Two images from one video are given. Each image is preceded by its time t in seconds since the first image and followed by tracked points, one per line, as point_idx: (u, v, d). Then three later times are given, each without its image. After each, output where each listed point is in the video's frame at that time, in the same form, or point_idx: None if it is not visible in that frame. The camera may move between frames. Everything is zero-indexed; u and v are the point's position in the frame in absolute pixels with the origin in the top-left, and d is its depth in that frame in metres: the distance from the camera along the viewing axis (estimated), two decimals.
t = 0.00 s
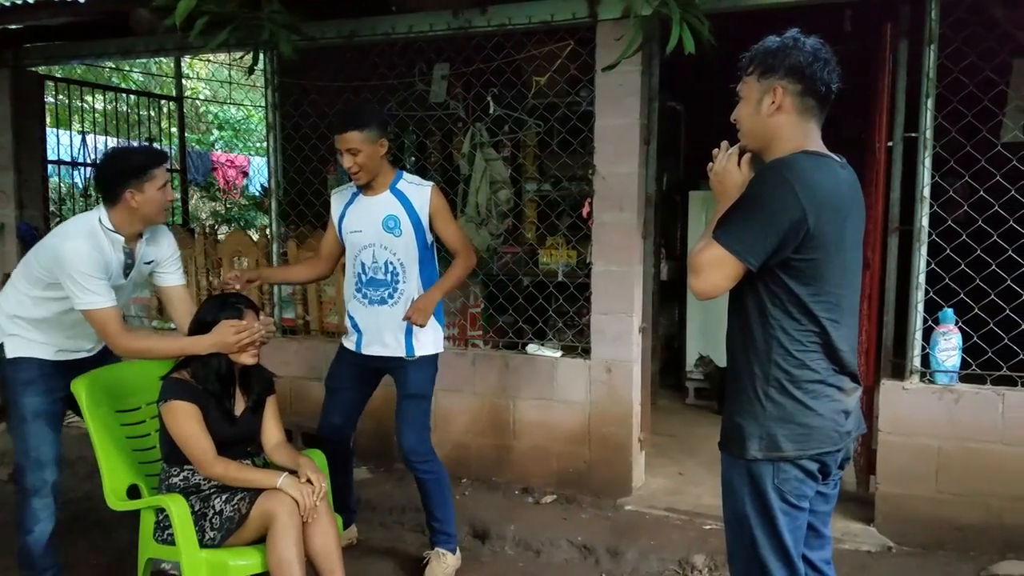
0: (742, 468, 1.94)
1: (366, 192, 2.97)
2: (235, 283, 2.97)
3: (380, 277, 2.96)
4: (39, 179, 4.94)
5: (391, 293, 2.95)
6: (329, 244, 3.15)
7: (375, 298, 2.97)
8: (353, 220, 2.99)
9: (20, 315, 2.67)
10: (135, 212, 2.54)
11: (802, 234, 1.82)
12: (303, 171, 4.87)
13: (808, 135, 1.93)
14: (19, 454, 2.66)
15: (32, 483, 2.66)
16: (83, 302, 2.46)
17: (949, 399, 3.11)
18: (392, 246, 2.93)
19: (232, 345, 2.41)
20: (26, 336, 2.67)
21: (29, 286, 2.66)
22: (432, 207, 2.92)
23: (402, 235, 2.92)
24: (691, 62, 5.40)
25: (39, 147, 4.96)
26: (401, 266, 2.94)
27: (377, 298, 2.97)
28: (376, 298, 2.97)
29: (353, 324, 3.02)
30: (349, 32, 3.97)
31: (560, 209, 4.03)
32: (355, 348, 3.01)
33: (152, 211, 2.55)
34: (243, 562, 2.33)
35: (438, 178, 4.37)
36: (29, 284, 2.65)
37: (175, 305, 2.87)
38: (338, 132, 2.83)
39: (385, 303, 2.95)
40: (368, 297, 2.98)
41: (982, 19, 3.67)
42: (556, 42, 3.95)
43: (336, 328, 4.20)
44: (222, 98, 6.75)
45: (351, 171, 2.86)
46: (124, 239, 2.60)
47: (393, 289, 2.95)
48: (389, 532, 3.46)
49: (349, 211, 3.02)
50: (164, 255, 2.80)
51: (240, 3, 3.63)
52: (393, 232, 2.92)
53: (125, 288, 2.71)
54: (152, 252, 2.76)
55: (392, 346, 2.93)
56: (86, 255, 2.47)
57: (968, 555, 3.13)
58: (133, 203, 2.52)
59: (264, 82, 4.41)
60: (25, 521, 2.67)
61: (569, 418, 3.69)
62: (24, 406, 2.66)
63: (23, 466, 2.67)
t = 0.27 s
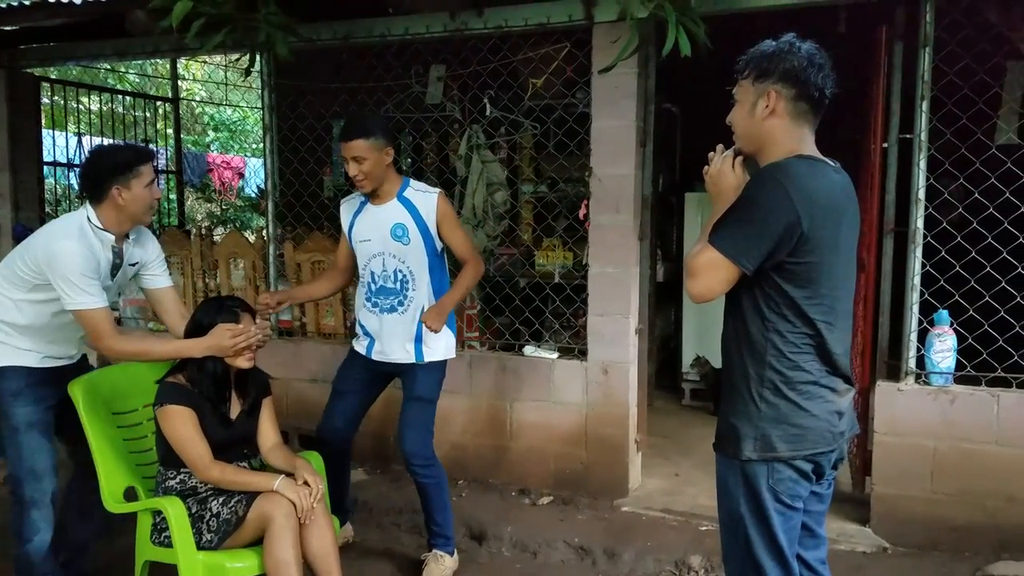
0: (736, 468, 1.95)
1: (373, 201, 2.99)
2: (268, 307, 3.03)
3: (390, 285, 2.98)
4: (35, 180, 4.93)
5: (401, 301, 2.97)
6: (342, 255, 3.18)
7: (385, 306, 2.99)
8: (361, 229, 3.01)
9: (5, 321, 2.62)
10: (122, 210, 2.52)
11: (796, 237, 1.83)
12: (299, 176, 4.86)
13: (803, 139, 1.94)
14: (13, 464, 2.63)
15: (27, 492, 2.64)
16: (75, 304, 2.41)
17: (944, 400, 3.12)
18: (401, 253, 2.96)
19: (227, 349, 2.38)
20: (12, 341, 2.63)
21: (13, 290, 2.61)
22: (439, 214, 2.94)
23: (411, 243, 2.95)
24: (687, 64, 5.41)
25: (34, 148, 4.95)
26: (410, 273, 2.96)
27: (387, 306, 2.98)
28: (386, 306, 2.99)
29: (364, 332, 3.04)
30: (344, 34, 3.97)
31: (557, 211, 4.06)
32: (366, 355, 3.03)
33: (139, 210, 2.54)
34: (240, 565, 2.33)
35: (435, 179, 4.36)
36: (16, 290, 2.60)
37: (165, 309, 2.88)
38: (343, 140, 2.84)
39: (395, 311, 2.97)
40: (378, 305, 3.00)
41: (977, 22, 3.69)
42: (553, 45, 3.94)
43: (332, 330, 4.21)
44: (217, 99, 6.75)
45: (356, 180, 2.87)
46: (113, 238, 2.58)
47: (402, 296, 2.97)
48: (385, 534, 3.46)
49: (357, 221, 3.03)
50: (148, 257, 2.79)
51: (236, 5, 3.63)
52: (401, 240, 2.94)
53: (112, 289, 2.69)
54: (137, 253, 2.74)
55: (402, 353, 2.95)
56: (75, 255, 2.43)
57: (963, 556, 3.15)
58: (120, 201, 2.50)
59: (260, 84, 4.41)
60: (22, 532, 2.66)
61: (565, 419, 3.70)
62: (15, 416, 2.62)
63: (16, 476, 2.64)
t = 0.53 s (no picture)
0: (731, 469, 1.95)
1: (375, 207, 3.01)
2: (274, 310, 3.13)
3: (390, 292, 2.99)
4: (33, 183, 4.94)
5: (400, 308, 2.97)
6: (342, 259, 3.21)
7: (384, 312, 2.99)
8: (362, 235, 3.02)
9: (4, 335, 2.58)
10: (120, 216, 2.51)
11: (788, 239, 1.84)
12: (297, 176, 4.88)
13: (796, 144, 1.95)
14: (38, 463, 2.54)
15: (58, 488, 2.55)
16: (72, 313, 2.41)
17: (940, 402, 3.13)
18: (402, 261, 2.96)
19: (225, 354, 2.39)
20: (12, 356, 2.58)
21: (11, 303, 2.57)
22: (440, 222, 2.96)
23: (412, 252, 2.95)
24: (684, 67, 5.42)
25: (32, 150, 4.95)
26: (410, 281, 2.97)
27: (386, 313, 2.99)
28: (386, 313, 2.99)
29: (363, 337, 3.05)
30: (342, 36, 3.96)
31: (555, 213, 4.06)
32: (364, 361, 3.04)
33: (139, 215, 2.53)
34: (238, 567, 2.34)
35: (431, 181, 4.42)
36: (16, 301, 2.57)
37: (161, 318, 2.88)
38: (347, 147, 2.86)
39: (394, 318, 2.97)
40: (377, 311, 3.01)
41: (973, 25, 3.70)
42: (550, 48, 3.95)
43: (330, 332, 4.21)
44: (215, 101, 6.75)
45: (360, 187, 2.89)
46: (111, 246, 2.57)
47: (401, 304, 2.97)
48: (383, 536, 3.47)
49: (359, 226, 3.04)
50: (142, 264, 2.78)
51: (234, 8, 3.63)
52: (402, 248, 2.95)
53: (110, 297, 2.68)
54: (131, 261, 2.74)
55: (400, 360, 2.96)
56: (74, 264, 2.41)
57: (959, 557, 3.15)
58: (117, 206, 2.49)
59: (257, 86, 4.41)
60: (58, 532, 2.56)
61: (563, 421, 3.71)
62: (34, 417, 2.53)
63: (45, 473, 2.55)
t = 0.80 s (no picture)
0: (731, 469, 1.96)
1: (365, 206, 3.01)
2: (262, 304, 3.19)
3: (378, 289, 3.00)
4: (34, 184, 4.94)
5: (388, 306, 2.98)
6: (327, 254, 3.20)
7: (372, 309, 3.00)
8: (351, 233, 3.03)
9: (13, 338, 2.47)
10: (130, 213, 2.47)
11: (787, 240, 1.84)
12: (297, 178, 4.86)
13: (793, 145, 1.95)
14: (54, 482, 2.50)
15: (76, 508, 2.53)
16: (85, 314, 2.35)
17: (940, 402, 3.14)
18: (391, 259, 2.97)
19: (229, 355, 2.40)
20: (24, 361, 2.49)
21: (16, 306, 2.47)
22: (429, 221, 2.98)
23: (401, 250, 2.96)
24: (685, 67, 5.42)
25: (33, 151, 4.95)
26: (398, 279, 2.98)
27: (374, 310, 3.00)
28: (374, 310, 3.00)
29: (352, 333, 3.06)
30: (342, 37, 3.97)
31: (556, 213, 4.07)
32: (353, 357, 3.04)
33: (146, 214, 2.51)
34: (240, 567, 2.34)
35: (433, 182, 4.42)
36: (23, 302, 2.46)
37: (157, 319, 2.86)
38: (341, 146, 2.87)
39: (382, 316, 2.98)
40: (365, 308, 3.01)
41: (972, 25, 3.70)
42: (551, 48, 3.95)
43: (331, 333, 4.21)
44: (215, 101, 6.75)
45: (353, 186, 2.90)
46: (122, 243, 2.52)
47: (390, 302, 2.98)
48: (384, 536, 3.47)
49: (348, 224, 3.05)
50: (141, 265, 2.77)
51: (235, 9, 3.64)
52: (392, 246, 2.96)
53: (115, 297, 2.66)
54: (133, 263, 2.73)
55: (387, 357, 2.97)
56: (90, 261, 2.36)
57: (960, 557, 3.16)
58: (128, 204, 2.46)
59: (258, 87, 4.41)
60: (73, 553, 2.56)
61: (563, 422, 3.71)
62: (50, 432, 2.49)
63: (63, 494, 2.52)
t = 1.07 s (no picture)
0: (732, 469, 1.96)
1: (360, 198, 3.01)
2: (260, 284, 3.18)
3: (370, 281, 3.00)
4: (35, 185, 4.93)
5: (380, 298, 2.99)
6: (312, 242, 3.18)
7: (364, 301, 3.00)
8: (343, 225, 3.03)
9: (17, 339, 2.40)
10: (137, 211, 2.46)
11: (787, 240, 1.84)
12: (298, 179, 4.85)
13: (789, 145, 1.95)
14: (59, 488, 2.44)
15: (82, 513, 2.47)
16: (97, 314, 2.30)
17: (942, 402, 3.14)
18: (385, 251, 2.98)
19: (236, 355, 2.41)
20: (30, 364, 2.43)
21: (19, 305, 2.40)
22: (427, 214, 2.99)
23: (396, 242, 2.98)
24: (685, 68, 5.42)
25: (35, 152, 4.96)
26: (391, 272, 2.99)
27: (365, 302, 3.00)
28: (366, 302, 3.00)
29: (339, 326, 3.05)
30: (344, 38, 3.97)
31: (558, 214, 4.08)
32: (341, 349, 3.04)
33: (152, 211, 2.50)
34: (241, 567, 2.34)
35: (435, 182, 4.37)
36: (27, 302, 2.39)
37: (156, 320, 2.85)
38: (340, 136, 2.88)
39: (373, 307, 2.99)
40: (356, 300, 3.02)
41: (973, 25, 3.70)
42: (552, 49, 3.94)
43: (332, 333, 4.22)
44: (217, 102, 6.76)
45: (352, 175, 2.90)
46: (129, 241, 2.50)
47: (382, 293, 2.99)
48: (385, 536, 3.48)
49: (339, 216, 3.05)
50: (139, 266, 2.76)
51: (236, 9, 3.64)
52: (386, 238, 2.98)
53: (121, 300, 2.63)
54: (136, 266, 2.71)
55: (378, 349, 2.97)
56: (102, 258, 2.32)
57: (961, 558, 3.16)
58: (135, 203, 2.45)
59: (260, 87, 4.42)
60: (78, 558, 2.49)
61: (565, 422, 3.71)
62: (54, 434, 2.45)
63: (69, 499, 2.45)
